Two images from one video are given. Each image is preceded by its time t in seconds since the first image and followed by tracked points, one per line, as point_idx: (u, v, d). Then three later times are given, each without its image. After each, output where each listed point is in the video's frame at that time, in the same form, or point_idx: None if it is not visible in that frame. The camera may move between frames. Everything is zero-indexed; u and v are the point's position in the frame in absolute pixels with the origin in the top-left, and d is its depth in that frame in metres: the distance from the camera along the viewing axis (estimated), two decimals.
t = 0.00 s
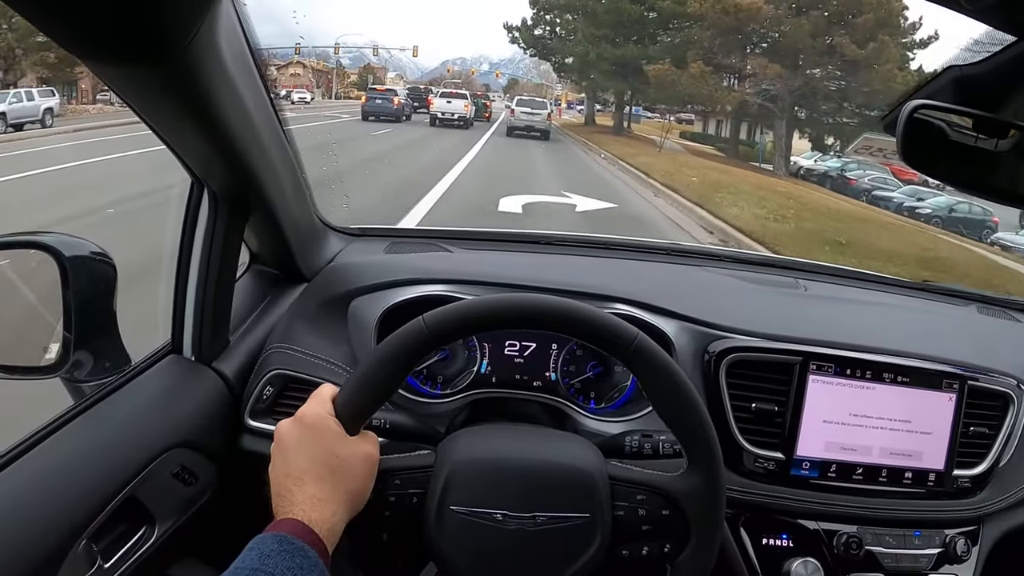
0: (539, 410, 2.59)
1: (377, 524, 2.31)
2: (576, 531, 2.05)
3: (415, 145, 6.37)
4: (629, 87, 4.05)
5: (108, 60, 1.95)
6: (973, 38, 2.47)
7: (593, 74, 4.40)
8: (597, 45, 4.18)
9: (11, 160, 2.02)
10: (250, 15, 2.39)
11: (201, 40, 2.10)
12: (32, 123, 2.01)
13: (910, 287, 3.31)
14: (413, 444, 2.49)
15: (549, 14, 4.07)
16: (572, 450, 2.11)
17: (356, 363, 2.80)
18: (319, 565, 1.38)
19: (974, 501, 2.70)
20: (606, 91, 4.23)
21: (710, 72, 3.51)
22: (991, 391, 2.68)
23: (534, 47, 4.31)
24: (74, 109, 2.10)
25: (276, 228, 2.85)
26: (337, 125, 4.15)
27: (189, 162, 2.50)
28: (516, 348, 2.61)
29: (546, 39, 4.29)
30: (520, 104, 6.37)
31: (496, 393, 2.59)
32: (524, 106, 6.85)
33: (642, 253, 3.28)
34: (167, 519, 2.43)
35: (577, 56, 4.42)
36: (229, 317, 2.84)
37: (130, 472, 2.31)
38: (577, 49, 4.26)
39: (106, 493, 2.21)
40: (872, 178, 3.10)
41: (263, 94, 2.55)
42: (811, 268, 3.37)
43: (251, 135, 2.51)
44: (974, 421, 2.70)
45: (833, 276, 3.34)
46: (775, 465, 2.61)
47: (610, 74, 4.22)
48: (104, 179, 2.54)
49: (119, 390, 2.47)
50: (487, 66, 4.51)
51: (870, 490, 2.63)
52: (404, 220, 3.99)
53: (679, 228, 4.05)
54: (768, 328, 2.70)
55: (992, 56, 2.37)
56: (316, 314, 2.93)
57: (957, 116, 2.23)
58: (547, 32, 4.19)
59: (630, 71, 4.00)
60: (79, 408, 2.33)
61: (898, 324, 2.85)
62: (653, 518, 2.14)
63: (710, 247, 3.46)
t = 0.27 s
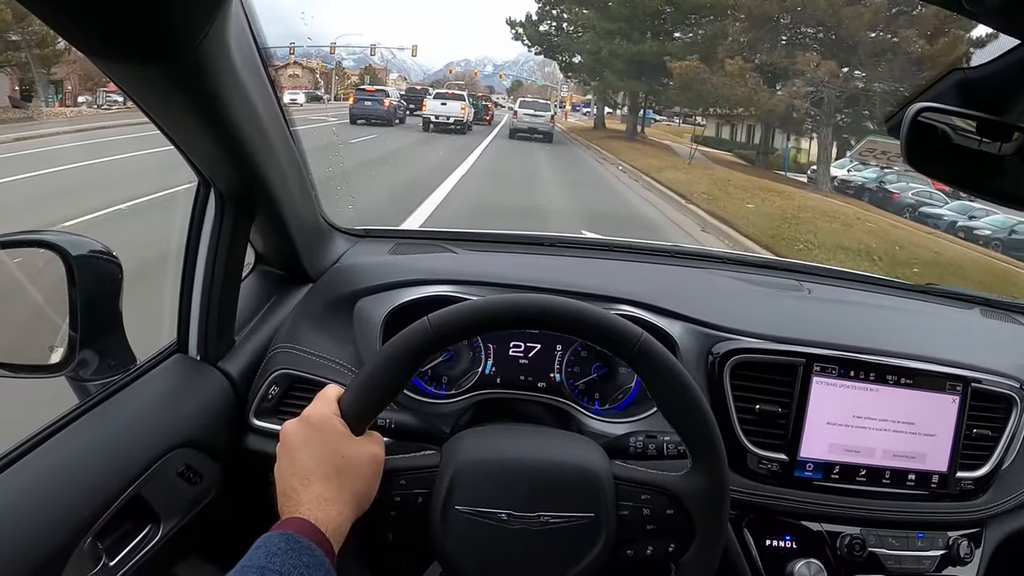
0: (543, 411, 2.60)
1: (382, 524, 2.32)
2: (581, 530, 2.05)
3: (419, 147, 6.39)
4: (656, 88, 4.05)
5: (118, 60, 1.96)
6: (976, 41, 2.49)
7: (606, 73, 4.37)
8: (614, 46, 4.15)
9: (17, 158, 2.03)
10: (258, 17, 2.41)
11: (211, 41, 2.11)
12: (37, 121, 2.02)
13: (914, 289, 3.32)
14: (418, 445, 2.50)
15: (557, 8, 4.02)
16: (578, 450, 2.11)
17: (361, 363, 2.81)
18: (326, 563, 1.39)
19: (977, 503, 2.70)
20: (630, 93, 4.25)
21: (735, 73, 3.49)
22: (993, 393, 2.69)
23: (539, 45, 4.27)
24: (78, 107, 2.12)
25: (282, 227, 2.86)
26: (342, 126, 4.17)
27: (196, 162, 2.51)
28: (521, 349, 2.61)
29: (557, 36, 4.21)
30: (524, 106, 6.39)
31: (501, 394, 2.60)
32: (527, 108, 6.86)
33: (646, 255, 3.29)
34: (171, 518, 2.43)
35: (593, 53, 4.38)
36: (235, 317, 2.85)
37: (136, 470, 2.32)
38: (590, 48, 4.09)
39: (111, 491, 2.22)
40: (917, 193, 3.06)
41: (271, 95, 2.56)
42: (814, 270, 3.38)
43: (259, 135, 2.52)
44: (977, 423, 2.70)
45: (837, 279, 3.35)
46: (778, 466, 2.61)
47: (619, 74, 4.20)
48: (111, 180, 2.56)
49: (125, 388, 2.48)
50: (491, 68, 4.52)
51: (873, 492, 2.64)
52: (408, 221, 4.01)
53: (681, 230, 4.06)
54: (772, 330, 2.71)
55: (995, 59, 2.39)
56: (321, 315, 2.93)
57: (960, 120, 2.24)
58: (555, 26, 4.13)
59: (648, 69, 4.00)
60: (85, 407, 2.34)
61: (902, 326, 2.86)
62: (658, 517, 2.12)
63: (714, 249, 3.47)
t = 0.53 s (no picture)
0: (542, 412, 2.65)
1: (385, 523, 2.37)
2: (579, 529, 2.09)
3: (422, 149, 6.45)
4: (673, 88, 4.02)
5: (129, 70, 2.01)
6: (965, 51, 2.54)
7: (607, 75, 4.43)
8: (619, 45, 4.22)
9: (26, 161, 2.08)
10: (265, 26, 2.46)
11: (220, 51, 2.16)
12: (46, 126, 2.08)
13: (909, 292, 3.36)
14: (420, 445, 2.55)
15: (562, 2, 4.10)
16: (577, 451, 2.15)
17: (364, 365, 2.86)
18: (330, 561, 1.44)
19: (971, 504, 2.75)
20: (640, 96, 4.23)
21: (750, 74, 3.56)
22: (987, 395, 2.73)
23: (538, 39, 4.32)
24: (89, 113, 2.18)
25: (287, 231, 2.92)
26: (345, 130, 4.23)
27: (203, 168, 2.56)
28: (522, 351, 2.67)
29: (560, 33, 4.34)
30: (525, 109, 6.45)
31: (501, 396, 2.65)
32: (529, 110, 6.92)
33: (645, 258, 3.34)
34: (178, 516, 2.48)
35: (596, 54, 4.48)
36: (241, 320, 2.90)
37: (143, 469, 2.37)
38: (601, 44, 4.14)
39: (119, 490, 2.27)
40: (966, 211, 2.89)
41: (277, 101, 2.61)
42: (811, 274, 3.43)
43: (265, 141, 2.57)
44: (971, 425, 2.75)
45: (833, 282, 3.40)
46: (774, 467, 2.66)
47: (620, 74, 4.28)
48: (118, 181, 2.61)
49: (131, 390, 2.53)
50: (492, 70, 4.57)
51: (868, 492, 2.68)
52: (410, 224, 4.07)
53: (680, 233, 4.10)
54: (768, 333, 2.76)
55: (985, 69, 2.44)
56: (325, 317, 2.99)
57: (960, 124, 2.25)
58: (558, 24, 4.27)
59: (661, 69, 3.99)
60: (93, 407, 2.39)
61: (896, 330, 2.90)
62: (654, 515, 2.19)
63: (711, 252, 3.52)
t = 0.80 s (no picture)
0: (540, 415, 2.63)
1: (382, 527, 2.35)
2: (578, 533, 2.07)
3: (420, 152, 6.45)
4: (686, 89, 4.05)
5: (123, 69, 1.99)
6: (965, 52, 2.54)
7: (620, 74, 4.60)
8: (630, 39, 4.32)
9: (19, 163, 2.07)
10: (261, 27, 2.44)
11: (215, 50, 2.14)
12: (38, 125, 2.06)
13: (909, 294, 3.35)
14: (418, 448, 2.53)
15: None
16: (575, 454, 2.13)
17: (361, 368, 2.84)
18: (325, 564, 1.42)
19: (972, 507, 2.73)
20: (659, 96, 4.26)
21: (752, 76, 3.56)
22: (988, 398, 2.71)
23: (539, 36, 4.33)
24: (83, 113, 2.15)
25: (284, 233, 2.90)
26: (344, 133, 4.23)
27: (199, 169, 2.54)
28: (520, 354, 2.65)
29: (565, 29, 4.50)
30: (524, 111, 6.45)
31: (499, 399, 2.63)
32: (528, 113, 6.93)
33: (644, 260, 3.33)
34: (173, 520, 2.46)
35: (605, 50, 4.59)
36: (237, 322, 2.88)
37: (138, 473, 2.35)
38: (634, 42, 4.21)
39: (113, 494, 2.24)
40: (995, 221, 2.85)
41: (274, 103, 2.60)
42: (811, 276, 3.41)
43: (261, 142, 2.55)
44: (972, 428, 2.73)
45: (833, 284, 3.39)
46: (774, 470, 2.64)
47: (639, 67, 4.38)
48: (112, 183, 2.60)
49: (126, 393, 2.51)
50: (491, 71, 4.57)
51: (868, 496, 2.66)
52: (408, 226, 4.06)
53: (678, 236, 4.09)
54: (768, 335, 2.74)
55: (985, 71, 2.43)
56: (322, 320, 2.97)
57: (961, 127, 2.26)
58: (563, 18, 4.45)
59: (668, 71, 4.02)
60: (87, 410, 2.37)
61: (896, 332, 2.89)
62: (653, 519, 2.16)
63: (711, 255, 3.51)
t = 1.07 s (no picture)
0: (536, 416, 2.63)
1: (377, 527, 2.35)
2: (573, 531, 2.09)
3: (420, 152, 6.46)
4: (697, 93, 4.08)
5: (118, 72, 2.00)
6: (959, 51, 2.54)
7: (636, 69, 4.63)
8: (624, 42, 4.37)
9: (17, 168, 2.09)
10: (256, 29, 2.45)
11: (210, 53, 2.15)
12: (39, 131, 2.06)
13: (906, 294, 3.35)
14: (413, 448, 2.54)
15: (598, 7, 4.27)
16: (568, 454, 2.13)
17: (358, 368, 2.85)
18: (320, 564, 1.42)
19: (967, 507, 2.73)
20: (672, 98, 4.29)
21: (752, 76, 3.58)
22: (983, 398, 2.72)
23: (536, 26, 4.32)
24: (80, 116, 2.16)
25: (280, 234, 2.91)
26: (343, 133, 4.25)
27: (195, 171, 2.55)
28: (516, 354, 2.66)
29: (565, 23, 4.77)
30: (524, 111, 6.46)
31: (494, 399, 2.63)
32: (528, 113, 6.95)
33: (640, 260, 3.33)
34: (170, 520, 2.47)
35: (614, 46, 4.74)
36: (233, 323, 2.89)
37: (135, 473, 2.35)
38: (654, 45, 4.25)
39: (110, 493, 2.25)
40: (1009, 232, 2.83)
41: (269, 105, 2.61)
42: (808, 276, 3.41)
43: (257, 144, 2.56)
44: (967, 428, 2.73)
45: (829, 284, 3.39)
46: (769, 470, 2.65)
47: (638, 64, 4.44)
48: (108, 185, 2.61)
49: (124, 394, 2.52)
50: (491, 71, 4.59)
51: (864, 495, 2.67)
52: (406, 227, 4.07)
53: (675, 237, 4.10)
54: (763, 335, 2.74)
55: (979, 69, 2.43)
56: (319, 320, 2.97)
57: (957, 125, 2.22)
58: (566, 11, 4.92)
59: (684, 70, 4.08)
60: (84, 411, 2.38)
61: (893, 331, 2.89)
62: (647, 519, 2.17)
63: (707, 255, 3.52)
